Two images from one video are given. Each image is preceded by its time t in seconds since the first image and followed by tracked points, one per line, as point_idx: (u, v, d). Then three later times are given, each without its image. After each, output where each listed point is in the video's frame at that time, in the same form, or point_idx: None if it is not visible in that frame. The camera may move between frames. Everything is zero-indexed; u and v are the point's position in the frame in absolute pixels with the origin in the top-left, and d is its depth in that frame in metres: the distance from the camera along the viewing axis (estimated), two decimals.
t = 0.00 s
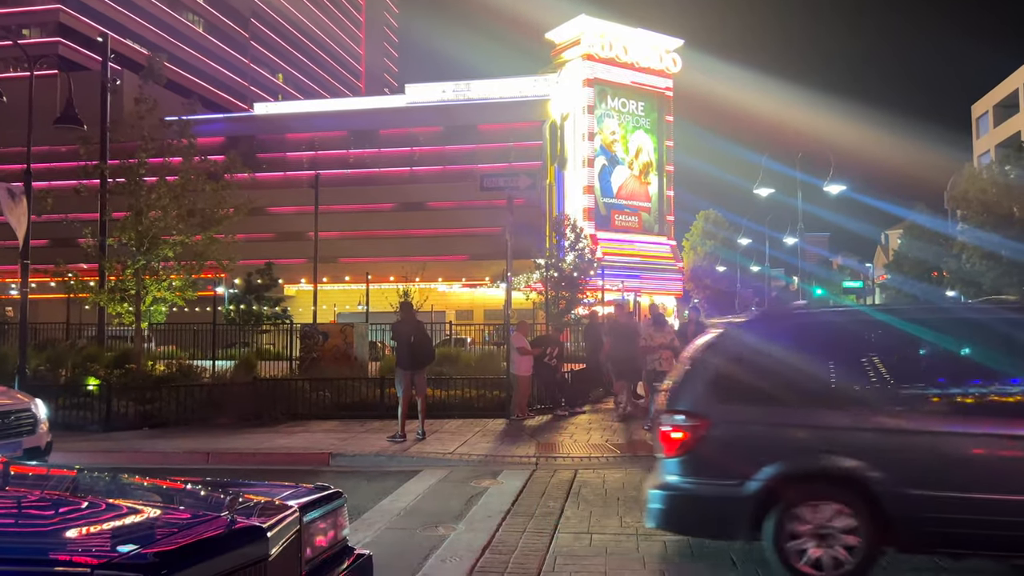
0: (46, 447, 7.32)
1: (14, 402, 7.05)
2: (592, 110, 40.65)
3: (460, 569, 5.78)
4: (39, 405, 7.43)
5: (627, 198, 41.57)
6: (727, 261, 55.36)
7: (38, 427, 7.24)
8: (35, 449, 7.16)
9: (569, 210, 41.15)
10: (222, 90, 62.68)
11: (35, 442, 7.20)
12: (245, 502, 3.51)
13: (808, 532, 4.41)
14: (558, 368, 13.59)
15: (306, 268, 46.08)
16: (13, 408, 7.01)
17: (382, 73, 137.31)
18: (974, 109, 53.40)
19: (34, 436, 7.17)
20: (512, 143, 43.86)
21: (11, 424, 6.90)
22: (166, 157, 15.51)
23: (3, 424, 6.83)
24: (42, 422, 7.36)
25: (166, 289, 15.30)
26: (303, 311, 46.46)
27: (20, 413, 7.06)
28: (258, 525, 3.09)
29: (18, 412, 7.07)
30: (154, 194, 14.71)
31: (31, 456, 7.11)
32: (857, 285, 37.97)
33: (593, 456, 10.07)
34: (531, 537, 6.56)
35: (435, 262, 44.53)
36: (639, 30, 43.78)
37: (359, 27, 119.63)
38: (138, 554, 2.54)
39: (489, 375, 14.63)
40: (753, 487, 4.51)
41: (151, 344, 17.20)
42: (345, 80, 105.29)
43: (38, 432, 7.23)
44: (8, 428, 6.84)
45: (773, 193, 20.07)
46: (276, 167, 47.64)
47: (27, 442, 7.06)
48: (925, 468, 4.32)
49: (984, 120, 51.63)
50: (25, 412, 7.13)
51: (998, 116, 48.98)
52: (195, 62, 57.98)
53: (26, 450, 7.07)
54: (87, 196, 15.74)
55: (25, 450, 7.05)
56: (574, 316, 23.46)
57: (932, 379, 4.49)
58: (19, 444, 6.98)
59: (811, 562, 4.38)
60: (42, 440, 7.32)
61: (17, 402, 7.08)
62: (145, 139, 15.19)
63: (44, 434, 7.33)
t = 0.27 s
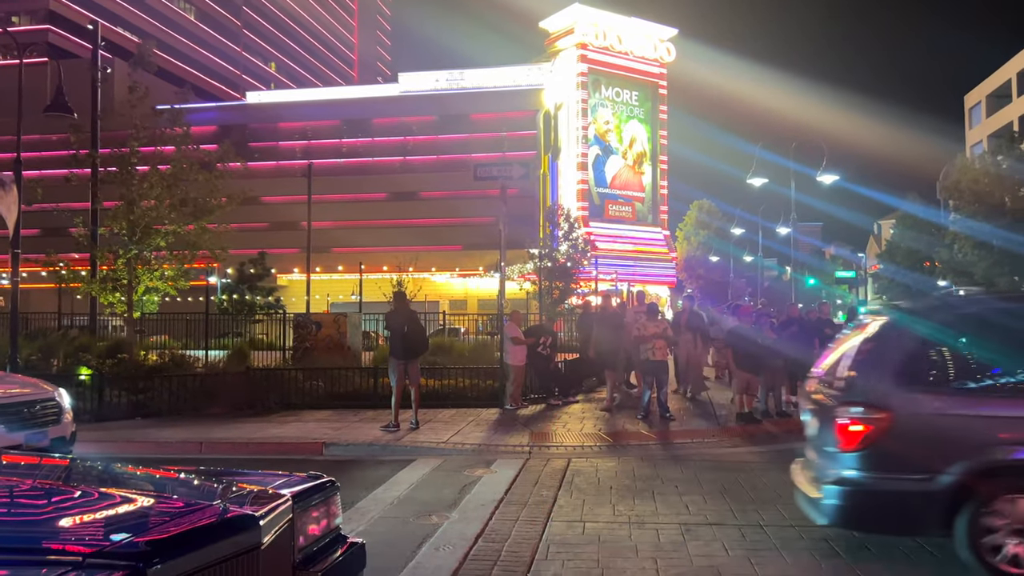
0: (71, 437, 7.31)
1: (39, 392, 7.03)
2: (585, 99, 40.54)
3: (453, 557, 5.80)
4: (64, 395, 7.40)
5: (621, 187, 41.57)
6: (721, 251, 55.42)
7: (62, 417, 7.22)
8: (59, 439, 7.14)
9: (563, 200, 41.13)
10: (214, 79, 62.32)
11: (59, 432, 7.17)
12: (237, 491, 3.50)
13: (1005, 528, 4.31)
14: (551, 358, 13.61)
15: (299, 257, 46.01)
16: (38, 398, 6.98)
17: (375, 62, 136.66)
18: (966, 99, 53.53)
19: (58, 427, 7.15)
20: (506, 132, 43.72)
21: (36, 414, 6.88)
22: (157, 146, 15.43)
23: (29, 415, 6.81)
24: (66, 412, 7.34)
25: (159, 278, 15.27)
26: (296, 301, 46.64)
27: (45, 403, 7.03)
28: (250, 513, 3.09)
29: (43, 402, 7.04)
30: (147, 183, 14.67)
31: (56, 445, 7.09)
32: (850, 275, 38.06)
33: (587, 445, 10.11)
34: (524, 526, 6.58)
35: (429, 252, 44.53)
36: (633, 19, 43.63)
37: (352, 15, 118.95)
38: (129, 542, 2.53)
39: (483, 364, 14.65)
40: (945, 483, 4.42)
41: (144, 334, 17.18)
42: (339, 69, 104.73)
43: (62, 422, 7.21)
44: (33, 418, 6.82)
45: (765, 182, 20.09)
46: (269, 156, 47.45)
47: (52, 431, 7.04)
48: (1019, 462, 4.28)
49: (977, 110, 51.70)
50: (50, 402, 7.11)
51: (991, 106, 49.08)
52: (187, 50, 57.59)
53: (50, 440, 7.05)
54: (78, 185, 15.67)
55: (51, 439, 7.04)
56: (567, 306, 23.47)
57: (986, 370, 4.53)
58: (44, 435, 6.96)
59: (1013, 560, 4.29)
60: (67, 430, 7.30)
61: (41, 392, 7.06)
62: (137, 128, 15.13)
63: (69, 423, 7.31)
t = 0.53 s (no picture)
0: (95, 427, 7.52)
1: (64, 385, 7.21)
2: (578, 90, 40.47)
3: (446, 547, 5.82)
4: (87, 385, 7.60)
5: (613, 179, 41.60)
6: (712, 243, 55.49)
7: (87, 408, 7.42)
8: (84, 430, 7.35)
9: (555, 191, 41.12)
10: (205, 69, 61.90)
11: (84, 423, 7.39)
12: (228, 480, 3.50)
13: None
14: (544, 349, 13.63)
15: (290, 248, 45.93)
16: (64, 390, 7.18)
17: (367, 52, 136.00)
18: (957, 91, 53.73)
19: (83, 418, 7.36)
20: (498, 124, 43.57)
21: (62, 406, 7.08)
22: (147, 136, 15.35)
23: (55, 407, 7.01)
24: (90, 403, 7.55)
25: (149, 269, 15.22)
26: (288, 292, 46.49)
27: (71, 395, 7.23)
28: (241, 503, 3.09)
29: (68, 394, 7.24)
30: (137, 173, 14.57)
31: (82, 436, 7.31)
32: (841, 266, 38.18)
33: (578, 435, 10.15)
34: (518, 514, 6.61)
35: (421, 244, 44.53)
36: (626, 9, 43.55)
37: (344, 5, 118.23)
38: (120, 532, 2.53)
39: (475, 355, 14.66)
40: None
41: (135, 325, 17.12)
42: (331, 59, 104.17)
43: (87, 413, 7.42)
44: (59, 411, 7.02)
45: (757, 174, 20.12)
46: (260, 147, 47.21)
47: (78, 423, 7.25)
48: None
49: (968, 102, 51.88)
50: (75, 393, 7.31)
51: (981, 99, 49.26)
52: (177, 40, 57.17)
53: (76, 432, 7.27)
54: (67, 175, 15.58)
55: (77, 430, 7.25)
56: (560, 297, 23.49)
57: None
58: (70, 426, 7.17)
59: None
60: (91, 420, 7.51)
61: (67, 384, 7.25)
62: (126, 117, 15.03)
63: (93, 414, 7.53)
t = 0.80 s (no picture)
0: (122, 419, 7.65)
1: (89, 377, 7.36)
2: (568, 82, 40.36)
3: (435, 537, 5.83)
4: (113, 377, 7.74)
5: (603, 170, 41.59)
6: (702, 234, 55.60)
7: (113, 399, 7.56)
8: (112, 421, 7.49)
9: (545, 182, 41.09)
10: (192, 59, 61.41)
11: (111, 414, 7.53)
12: (216, 471, 3.49)
13: None
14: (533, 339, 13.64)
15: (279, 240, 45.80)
16: (89, 382, 7.34)
17: (356, 43, 135.23)
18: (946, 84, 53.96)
19: (110, 410, 7.50)
20: (488, 115, 43.29)
21: (87, 397, 7.23)
22: (134, 126, 15.24)
23: (81, 398, 7.16)
24: (116, 394, 7.67)
25: (137, 260, 15.13)
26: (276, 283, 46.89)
27: (96, 387, 7.38)
28: (229, 493, 3.08)
29: (94, 386, 7.38)
30: (124, 163, 14.44)
31: (109, 427, 7.45)
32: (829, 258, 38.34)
33: (568, 426, 10.17)
34: (507, 505, 6.63)
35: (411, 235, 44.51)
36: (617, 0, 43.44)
37: None
38: (107, 523, 2.52)
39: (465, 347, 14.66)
40: None
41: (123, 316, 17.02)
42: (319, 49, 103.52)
43: (113, 405, 7.56)
44: (85, 403, 7.17)
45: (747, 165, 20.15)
46: (248, 137, 46.91)
47: (105, 414, 7.40)
48: None
49: (956, 95, 52.10)
50: (100, 385, 7.46)
51: (970, 91, 49.47)
52: (164, 29, 56.66)
53: (104, 423, 7.41)
54: (54, 165, 15.44)
55: (104, 421, 7.40)
56: (550, 289, 23.51)
57: None
58: (97, 418, 7.32)
59: None
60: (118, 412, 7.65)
61: (92, 376, 7.41)
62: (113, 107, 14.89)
63: (119, 405, 7.66)
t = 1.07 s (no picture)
0: (146, 411, 7.55)
1: (114, 368, 7.26)
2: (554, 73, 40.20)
3: (420, 527, 5.84)
4: (136, 369, 7.64)
5: (589, 162, 41.57)
6: (688, 226, 55.74)
7: (137, 391, 7.47)
8: (135, 414, 7.39)
9: (532, 173, 41.03)
10: (175, 48, 60.77)
11: (135, 407, 7.43)
12: (199, 462, 3.47)
13: None
14: (519, 330, 13.64)
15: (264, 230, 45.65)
16: (115, 374, 7.24)
17: (341, 32, 134.25)
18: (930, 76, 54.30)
19: (134, 402, 7.40)
20: (474, 105, 43.08)
21: (113, 389, 7.13)
22: (117, 116, 15.08)
23: (108, 390, 7.06)
24: (141, 385, 7.57)
25: (120, 251, 14.99)
26: (263, 275, 47.90)
27: (121, 378, 7.28)
28: (212, 483, 3.06)
29: (119, 378, 7.28)
30: (106, 153, 14.24)
31: (133, 420, 7.35)
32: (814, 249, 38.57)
33: (553, 416, 10.20)
34: (492, 495, 6.65)
35: (396, 226, 44.47)
36: None
37: None
38: (89, 513, 2.50)
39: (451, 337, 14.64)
40: None
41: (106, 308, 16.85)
42: (305, 38, 102.65)
43: (138, 397, 7.46)
44: (111, 395, 7.06)
45: (733, 157, 20.20)
46: (232, 127, 46.52)
47: (129, 406, 7.30)
48: None
49: (940, 87, 52.40)
50: (125, 377, 7.36)
51: (954, 84, 49.76)
52: (146, 17, 55.96)
53: (128, 415, 7.31)
54: (35, 155, 15.25)
55: (129, 414, 7.30)
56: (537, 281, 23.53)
57: None
58: (122, 411, 7.22)
59: None
60: (142, 405, 7.55)
61: (117, 367, 7.30)
62: (94, 96, 14.71)
63: (143, 398, 7.57)
